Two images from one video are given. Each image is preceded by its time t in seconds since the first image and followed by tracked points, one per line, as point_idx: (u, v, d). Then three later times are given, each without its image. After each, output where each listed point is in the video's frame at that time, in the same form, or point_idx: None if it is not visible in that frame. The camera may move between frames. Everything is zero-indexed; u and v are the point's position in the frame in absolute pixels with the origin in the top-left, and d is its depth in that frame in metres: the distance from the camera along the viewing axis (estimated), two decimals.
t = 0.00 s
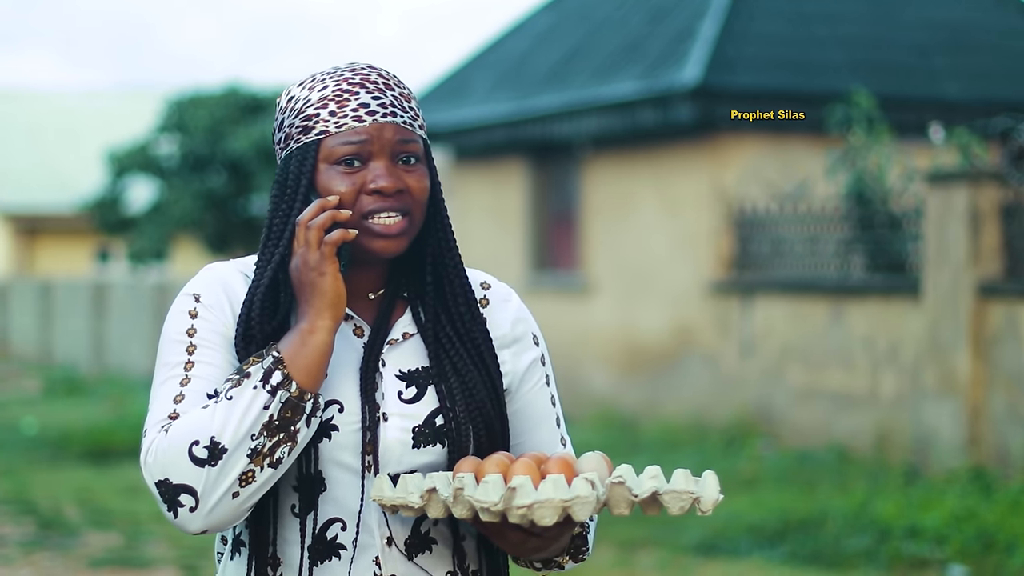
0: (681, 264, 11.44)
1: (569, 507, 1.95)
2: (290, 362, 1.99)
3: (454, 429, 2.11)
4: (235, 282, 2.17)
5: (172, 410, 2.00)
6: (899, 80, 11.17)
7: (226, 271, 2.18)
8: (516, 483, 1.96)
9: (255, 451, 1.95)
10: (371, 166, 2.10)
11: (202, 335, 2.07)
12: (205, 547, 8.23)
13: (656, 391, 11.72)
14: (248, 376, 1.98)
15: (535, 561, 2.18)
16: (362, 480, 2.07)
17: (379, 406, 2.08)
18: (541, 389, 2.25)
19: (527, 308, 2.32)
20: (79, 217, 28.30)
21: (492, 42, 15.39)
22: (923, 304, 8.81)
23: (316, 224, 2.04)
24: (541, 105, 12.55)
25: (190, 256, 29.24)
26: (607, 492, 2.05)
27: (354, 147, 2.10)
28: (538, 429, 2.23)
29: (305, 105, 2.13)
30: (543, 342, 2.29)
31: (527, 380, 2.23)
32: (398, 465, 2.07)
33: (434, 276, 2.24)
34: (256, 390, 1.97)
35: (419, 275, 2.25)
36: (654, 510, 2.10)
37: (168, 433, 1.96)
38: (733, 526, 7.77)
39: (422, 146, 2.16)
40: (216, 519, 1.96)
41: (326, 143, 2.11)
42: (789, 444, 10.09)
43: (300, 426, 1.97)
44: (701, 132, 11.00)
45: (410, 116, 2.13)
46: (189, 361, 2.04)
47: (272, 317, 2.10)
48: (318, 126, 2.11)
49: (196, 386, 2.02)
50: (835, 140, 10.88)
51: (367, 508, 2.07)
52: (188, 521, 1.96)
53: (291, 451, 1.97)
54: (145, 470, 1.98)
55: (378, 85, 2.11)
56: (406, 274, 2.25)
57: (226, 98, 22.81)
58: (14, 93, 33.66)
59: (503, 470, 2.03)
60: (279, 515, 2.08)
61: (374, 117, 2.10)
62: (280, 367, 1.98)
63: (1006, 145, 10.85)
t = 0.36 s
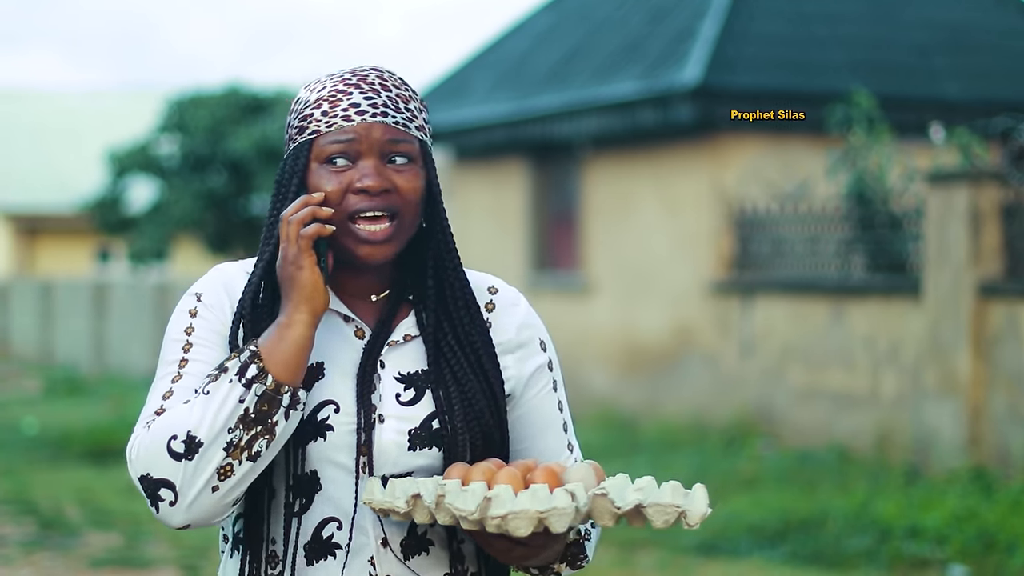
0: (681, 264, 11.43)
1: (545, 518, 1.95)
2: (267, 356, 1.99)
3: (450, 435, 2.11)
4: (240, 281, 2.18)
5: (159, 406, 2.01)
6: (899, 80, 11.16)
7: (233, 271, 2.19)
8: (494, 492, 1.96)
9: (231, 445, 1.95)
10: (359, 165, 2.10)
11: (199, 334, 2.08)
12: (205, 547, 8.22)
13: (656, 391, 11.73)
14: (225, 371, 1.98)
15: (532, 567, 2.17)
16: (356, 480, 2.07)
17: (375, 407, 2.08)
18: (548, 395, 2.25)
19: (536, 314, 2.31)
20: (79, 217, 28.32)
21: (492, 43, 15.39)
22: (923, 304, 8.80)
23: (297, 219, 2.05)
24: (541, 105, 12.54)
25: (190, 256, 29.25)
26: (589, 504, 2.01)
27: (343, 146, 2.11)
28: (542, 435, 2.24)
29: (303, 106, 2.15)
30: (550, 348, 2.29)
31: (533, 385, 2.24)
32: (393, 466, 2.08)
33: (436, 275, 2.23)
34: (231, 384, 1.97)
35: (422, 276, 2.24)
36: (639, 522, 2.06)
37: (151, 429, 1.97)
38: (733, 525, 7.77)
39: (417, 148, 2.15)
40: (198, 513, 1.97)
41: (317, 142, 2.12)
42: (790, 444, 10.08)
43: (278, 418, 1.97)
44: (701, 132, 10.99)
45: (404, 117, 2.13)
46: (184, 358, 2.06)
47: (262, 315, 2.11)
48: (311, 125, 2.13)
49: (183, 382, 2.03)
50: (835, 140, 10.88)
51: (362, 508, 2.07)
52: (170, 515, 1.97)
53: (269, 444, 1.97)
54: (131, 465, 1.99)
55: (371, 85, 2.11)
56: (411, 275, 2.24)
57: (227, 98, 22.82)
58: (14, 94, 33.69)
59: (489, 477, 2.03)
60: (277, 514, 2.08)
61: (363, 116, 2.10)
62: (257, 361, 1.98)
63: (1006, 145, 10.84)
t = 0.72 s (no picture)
0: (681, 265, 11.42)
1: (534, 499, 1.98)
2: (270, 341, 2.08)
3: (469, 429, 2.15)
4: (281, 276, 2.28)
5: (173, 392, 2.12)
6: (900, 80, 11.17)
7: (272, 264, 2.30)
8: (481, 474, 1.99)
9: (234, 427, 2.05)
10: (375, 156, 2.18)
11: (229, 324, 2.20)
12: (207, 547, 8.21)
13: (656, 390, 11.73)
14: (231, 355, 2.09)
15: (563, 561, 2.22)
16: (373, 469, 2.13)
17: (398, 400, 2.14)
18: (588, 392, 2.29)
19: (577, 310, 2.33)
20: (81, 217, 28.31)
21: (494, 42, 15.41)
22: (924, 304, 8.82)
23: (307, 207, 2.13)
24: (541, 105, 12.59)
25: (192, 256, 29.23)
26: (587, 489, 2.01)
27: (360, 137, 2.19)
28: (585, 430, 2.29)
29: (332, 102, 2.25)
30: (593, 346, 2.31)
31: (572, 382, 2.27)
32: (416, 459, 2.13)
33: (463, 265, 2.26)
34: (234, 367, 2.07)
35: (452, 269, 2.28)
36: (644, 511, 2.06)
37: (162, 413, 2.08)
38: (735, 526, 7.77)
39: (438, 141, 2.21)
40: (206, 496, 2.07)
41: (340, 135, 2.21)
42: (790, 444, 10.09)
43: (280, 401, 2.06)
44: (701, 133, 10.94)
45: (424, 109, 2.19)
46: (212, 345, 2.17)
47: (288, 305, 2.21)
48: (334, 119, 2.22)
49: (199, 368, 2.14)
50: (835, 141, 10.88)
51: (383, 499, 2.13)
52: (179, 497, 2.07)
53: (271, 426, 2.06)
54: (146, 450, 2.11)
55: (391, 78, 2.19)
56: (444, 270, 2.29)
57: (228, 98, 22.80)
58: (14, 93, 33.65)
59: (493, 463, 2.06)
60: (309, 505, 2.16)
61: (379, 107, 2.17)
62: (259, 345, 2.08)
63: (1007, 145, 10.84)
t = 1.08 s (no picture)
0: (680, 265, 11.41)
1: (568, 501, 2.00)
2: (328, 349, 2.09)
3: (510, 428, 2.20)
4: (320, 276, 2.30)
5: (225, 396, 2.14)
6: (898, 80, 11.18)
7: (314, 265, 2.31)
8: (515, 475, 2.02)
9: (292, 435, 2.07)
10: (426, 160, 2.20)
11: (273, 327, 2.21)
12: (205, 547, 8.19)
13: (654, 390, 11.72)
14: (288, 363, 2.10)
15: (601, 559, 2.23)
16: (415, 471, 2.17)
17: (438, 401, 2.19)
18: (627, 391, 2.32)
19: (615, 310, 2.36)
20: (79, 217, 28.30)
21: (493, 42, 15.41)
22: (922, 304, 8.82)
23: (361, 212, 2.15)
24: (540, 105, 12.60)
25: (190, 256, 29.23)
26: (621, 490, 2.02)
27: (410, 141, 2.21)
28: (625, 427, 2.32)
29: (376, 103, 2.27)
30: (630, 344, 2.34)
31: (610, 381, 2.31)
32: (456, 459, 2.18)
33: (506, 265, 2.30)
34: (292, 375, 2.09)
35: (494, 268, 2.32)
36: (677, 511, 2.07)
37: (215, 419, 2.10)
38: (734, 527, 7.78)
39: (486, 143, 2.24)
40: (262, 502, 2.09)
41: (388, 138, 2.23)
42: (788, 445, 10.09)
43: (338, 410, 2.08)
44: (700, 133, 10.96)
45: (472, 112, 2.22)
46: (258, 350, 2.18)
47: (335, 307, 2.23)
48: (381, 122, 2.24)
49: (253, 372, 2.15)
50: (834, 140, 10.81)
51: (423, 500, 2.17)
52: (233, 503, 2.09)
53: (328, 435, 2.08)
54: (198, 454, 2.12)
55: (440, 82, 2.22)
56: (485, 270, 2.33)
57: (226, 98, 22.81)
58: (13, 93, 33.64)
59: (529, 464, 2.09)
60: (351, 506, 2.21)
61: (429, 111, 2.20)
62: (317, 354, 2.09)
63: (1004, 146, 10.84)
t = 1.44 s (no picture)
0: (678, 265, 11.39)
1: (644, 505, 2.04)
2: (389, 354, 2.10)
3: (558, 428, 2.22)
4: (349, 280, 2.30)
5: (278, 402, 2.13)
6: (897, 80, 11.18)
7: (343, 270, 2.32)
8: (591, 480, 2.06)
9: (354, 441, 2.06)
10: (473, 164, 2.22)
11: (313, 330, 2.21)
12: (204, 548, 8.18)
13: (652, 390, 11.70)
14: (348, 368, 2.09)
15: (638, 559, 2.27)
16: (464, 477, 2.19)
17: (485, 403, 2.20)
18: (654, 389, 2.36)
19: (641, 310, 2.43)
20: (78, 217, 28.30)
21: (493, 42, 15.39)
22: (922, 304, 8.83)
23: (416, 219, 2.17)
24: (539, 105, 12.60)
25: (189, 256, 29.23)
26: (687, 492, 2.07)
27: (457, 144, 2.22)
28: (650, 429, 2.35)
29: (415, 105, 2.27)
30: (656, 343, 2.40)
31: (640, 381, 2.35)
32: (504, 462, 2.20)
33: (543, 267, 2.35)
34: (354, 381, 2.08)
35: (529, 269, 2.36)
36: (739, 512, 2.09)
37: (272, 425, 2.08)
38: (733, 528, 7.79)
39: (528, 145, 2.26)
40: (321, 507, 2.08)
41: (431, 140, 2.24)
42: (787, 445, 10.09)
43: (399, 416, 2.08)
44: (699, 133, 10.96)
45: (515, 115, 2.24)
46: (300, 355, 2.18)
47: (385, 308, 2.24)
48: (423, 125, 2.24)
49: (303, 379, 2.15)
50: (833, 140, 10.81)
51: (470, 506, 2.19)
52: (292, 509, 2.08)
53: (390, 441, 2.08)
54: (250, 461, 2.11)
55: (484, 85, 2.23)
56: (518, 270, 2.36)
57: (225, 98, 22.82)
58: (13, 94, 33.64)
59: (589, 466, 2.13)
60: (392, 512, 2.19)
61: (478, 115, 2.21)
62: (379, 359, 2.09)
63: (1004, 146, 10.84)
